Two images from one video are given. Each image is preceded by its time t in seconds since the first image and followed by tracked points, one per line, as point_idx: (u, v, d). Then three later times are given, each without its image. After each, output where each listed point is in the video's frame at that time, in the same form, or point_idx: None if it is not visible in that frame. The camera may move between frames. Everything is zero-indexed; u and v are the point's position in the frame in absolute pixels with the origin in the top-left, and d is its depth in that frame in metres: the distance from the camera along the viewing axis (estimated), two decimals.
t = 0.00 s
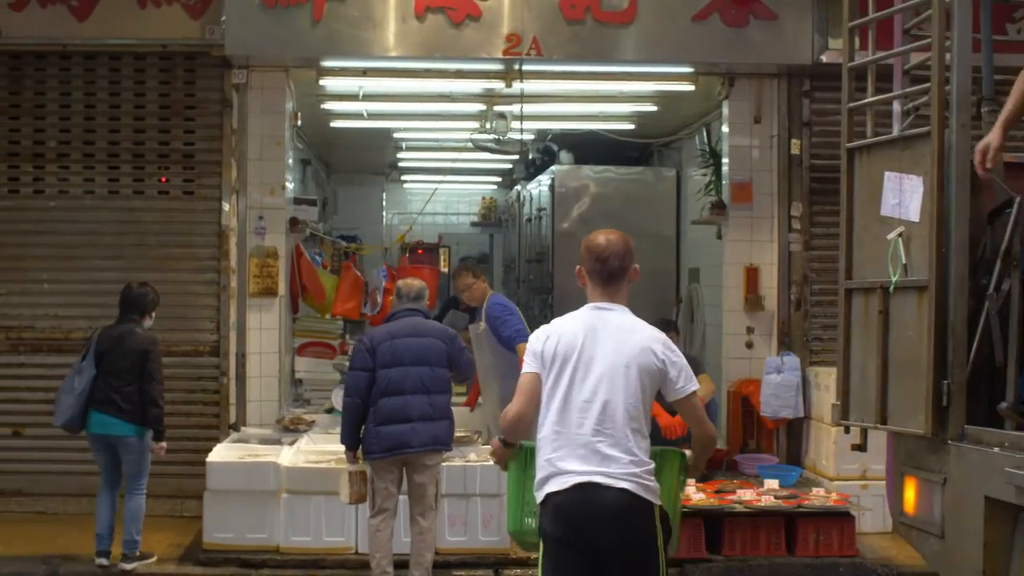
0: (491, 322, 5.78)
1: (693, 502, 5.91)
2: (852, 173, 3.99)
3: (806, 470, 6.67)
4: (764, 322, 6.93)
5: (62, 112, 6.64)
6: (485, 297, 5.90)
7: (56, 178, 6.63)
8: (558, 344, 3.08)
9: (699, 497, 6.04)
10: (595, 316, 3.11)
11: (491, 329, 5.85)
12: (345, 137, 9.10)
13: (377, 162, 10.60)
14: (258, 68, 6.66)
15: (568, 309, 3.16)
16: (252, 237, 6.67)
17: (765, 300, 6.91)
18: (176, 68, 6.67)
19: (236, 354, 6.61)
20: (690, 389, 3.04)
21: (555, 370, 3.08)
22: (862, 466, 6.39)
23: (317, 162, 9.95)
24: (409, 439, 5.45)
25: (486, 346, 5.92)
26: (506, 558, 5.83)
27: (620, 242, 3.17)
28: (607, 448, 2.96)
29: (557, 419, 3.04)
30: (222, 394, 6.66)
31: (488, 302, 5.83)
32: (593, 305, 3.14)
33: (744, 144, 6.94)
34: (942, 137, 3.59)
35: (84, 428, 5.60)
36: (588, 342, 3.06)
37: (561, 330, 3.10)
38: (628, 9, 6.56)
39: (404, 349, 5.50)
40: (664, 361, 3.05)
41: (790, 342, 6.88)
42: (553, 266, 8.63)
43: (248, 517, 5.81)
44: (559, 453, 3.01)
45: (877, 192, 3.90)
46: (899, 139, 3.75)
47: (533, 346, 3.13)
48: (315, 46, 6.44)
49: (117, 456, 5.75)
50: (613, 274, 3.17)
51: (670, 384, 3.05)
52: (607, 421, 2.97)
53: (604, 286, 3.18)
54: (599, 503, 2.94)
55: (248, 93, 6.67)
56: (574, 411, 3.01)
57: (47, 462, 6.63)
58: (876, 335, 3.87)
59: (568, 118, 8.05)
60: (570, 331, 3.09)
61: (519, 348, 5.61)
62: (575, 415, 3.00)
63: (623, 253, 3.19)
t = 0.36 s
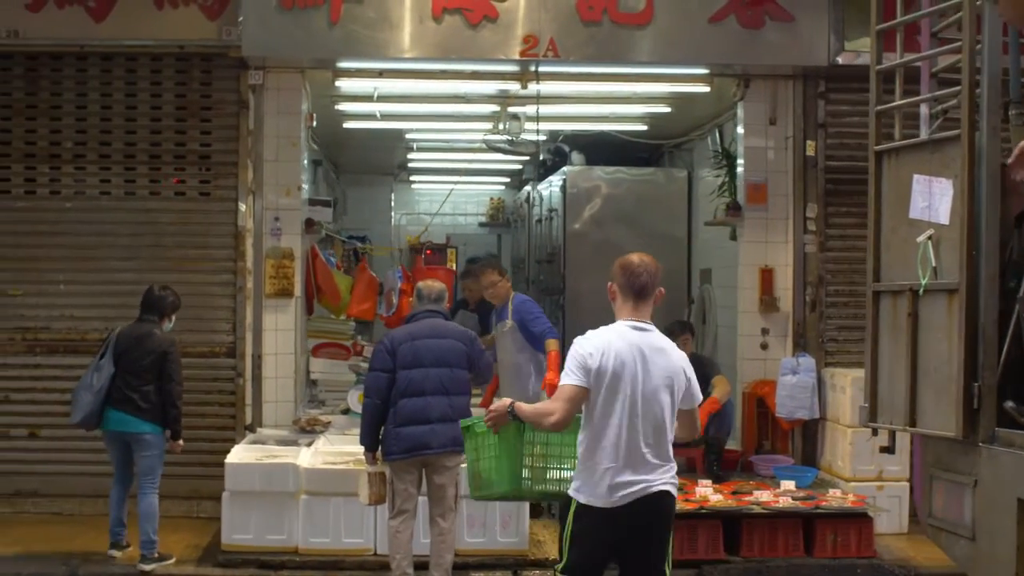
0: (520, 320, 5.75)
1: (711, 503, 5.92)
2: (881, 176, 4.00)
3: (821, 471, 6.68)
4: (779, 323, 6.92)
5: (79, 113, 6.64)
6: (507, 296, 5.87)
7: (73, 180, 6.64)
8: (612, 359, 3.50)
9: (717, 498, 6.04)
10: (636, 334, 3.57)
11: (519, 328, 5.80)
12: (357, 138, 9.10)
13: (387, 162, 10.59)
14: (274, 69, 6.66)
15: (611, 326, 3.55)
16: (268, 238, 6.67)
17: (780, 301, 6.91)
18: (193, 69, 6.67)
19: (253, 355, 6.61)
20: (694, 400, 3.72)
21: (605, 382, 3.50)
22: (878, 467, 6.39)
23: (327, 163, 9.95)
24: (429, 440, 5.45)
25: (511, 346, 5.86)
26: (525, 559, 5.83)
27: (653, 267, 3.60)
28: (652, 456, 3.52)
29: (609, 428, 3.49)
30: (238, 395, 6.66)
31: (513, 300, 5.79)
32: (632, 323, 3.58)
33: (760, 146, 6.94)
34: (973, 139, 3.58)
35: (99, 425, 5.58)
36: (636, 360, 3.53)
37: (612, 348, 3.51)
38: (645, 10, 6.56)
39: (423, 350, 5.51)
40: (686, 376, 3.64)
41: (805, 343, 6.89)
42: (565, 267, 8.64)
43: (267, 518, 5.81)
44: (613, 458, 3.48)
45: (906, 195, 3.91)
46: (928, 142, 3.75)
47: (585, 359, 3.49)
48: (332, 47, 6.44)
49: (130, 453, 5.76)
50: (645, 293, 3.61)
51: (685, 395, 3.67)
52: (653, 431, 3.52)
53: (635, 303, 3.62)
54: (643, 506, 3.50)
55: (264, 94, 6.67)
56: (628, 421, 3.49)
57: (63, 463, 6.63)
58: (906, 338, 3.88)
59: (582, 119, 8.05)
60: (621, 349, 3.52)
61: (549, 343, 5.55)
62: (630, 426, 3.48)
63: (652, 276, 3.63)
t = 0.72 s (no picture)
0: (541, 321, 5.80)
1: (728, 504, 5.93)
2: (907, 178, 4.02)
3: (836, 472, 6.70)
4: (792, 324, 6.94)
5: (94, 115, 6.64)
6: (530, 297, 5.90)
7: (88, 181, 6.64)
8: (617, 357, 3.98)
9: (733, 499, 6.06)
10: (634, 333, 4.06)
11: (539, 329, 5.84)
12: (368, 139, 9.10)
13: (396, 163, 10.60)
14: (289, 70, 6.67)
15: (613, 326, 4.02)
16: (283, 240, 6.68)
17: (794, 302, 6.93)
18: (208, 70, 6.67)
19: (269, 356, 6.62)
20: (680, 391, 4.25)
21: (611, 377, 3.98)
22: (892, 467, 6.40)
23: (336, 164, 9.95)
24: (448, 442, 5.46)
25: (530, 347, 5.91)
26: (543, 560, 5.85)
27: (642, 270, 4.10)
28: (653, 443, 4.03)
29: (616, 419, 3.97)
30: (254, 397, 6.67)
31: (535, 302, 5.82)
32: (629, 324, 4.08)
33: (773, 147, 6.96)
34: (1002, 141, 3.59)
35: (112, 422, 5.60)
36: (637, 358, 4.03)
37: (616, 347, 3.99)
38: (660, 12, 6.58)
39: (441, 350, 5.51)
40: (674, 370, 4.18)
41: (819, 344, 6.90)
42: (575, 268, 8.65)
43: (286, 520, 5.82)
44: (623, 445, 3.97)
45: (933, 197, 3.92)
46: (955, 144, 3.77)
47: (595, 356, 3.94)
48: (348, 48, 6.45)
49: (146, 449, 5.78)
50: (636, 294, 4.12)
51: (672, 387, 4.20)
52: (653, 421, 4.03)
53: (627, 303, 4.13)
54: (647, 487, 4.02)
55: (279, 96, 6.67)
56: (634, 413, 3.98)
57: (79, 465, 6.63)
58: (933, 340, 3.89)
59: (594, 120, 8.06)
60: (624, 348, 4.00)
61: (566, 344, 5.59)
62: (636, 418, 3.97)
63: (642, 278, 4.14)
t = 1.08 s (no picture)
0: (567, 321, 5.82)
1: (749, 504, 5.95)
2: (938, 179, 4.04)
3: (853, 471, 6.72)
4: (810, 324, 6.97)
5: (114, 115, 6.65)
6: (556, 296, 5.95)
7: (108, 180, 6.65)
8: (631, 356, 4.26)
9: (754, 499, 6.07)
10: (649, 336, 4.34)
11: (564, 329, 5.87)
12: (381, 139, 9.10)
13: (407, 163, 10.60)
14: (309, 70, 6.68)
15: (630, 328, 4.31)
16: (302, 240, 6.71)
17: (811, 302, 6.95)
18: (228, 70, 6.68)
19: (288, 356, 6.63)
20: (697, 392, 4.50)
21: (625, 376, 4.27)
22: (911, 467, 6.42)
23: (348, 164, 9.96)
24: (472, 441, 5.46)
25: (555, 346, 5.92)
26: (564, 559, 5.87)
27: (661, 279, 4.39)
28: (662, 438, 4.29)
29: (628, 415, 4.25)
30: (273, 396, 6.68)
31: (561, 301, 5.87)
32: (646, 327, 4.35)
33: (790, 148, 6.98)
34: None
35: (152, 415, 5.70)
36: (651, 358, 4.30)
37: (630, 347, 4.28)
38: (679, 13, 6.60)
39: (465, 350, 5.52)
40: (689, 370, 4.43)
41: (837, 344, 6.92)
42: (589, 268, 8.66)
43: (309, 519, 5.83)
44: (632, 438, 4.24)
45: (965, 198, 3.94)
46: (988, 145, 3.79)
47: (609, 356, 4.24)
48: (369, 48, 6.46)
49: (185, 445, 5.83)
50: (655, 302, 4.41)
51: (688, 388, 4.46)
52: (664, 417, 4.29)
53: (645, 309, 4.41)
54: (656, 479, 4.28)
55: (299, 96, 6.70)
56: (644, 410, 4.25)
57: (98, 464, 6.64)
58: (965, 340, 3.91)
59: (609, 120, 8.08)
60: (638, 349, 4.28)
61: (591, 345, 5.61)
62: (646, 415, 4.24)
63: (661, 289, 4.43)
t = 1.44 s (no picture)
0: (589, 321, 5.89)
1: (767, 503, 5.96)
2: (966, 179, 4.06)
3: (869, 471, 6.74)
4: (825, 324, 6.98)
5: (130, 115, 6.67)
6: (574, 298, 6.00)
7: (124, 181, 6.66)
8: (615, 359, 4.68)
9: (772, 498, 6.08)
10: (637, 338, 4.74)
11: (584, 329, 5.91)
12: (392, 139, 9.11)
13: (415, 164, 10.60)
14: (324, 70, 6.69)
15: (616, 334, 4.73)
16: (318, 240, 6.69)
17: (826, 302, 6.97)
18: (245, 71, 6.69)
19: (304, 356, 6.64)
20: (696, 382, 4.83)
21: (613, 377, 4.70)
22: (926, 467, 6.43)
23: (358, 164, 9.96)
24: (492, 441, 5.46)
25: (574, 348, 5.94)
26: (583, 558, 5.89)
27: (647, 285, 4.74)
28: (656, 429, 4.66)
29: (619, 412, 4.69)
30: (289, 396, 6.69)
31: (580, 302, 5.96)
32: (635, 331, 4.75)
33: (805, 148, 7.00)
34: None
35: (186, 407, 5.69)
36: (638, 359, 4.68)
37: (617, 351, 4.70)
38: (695, 14, 6.62)
39: (486, 349, 5.53)
40: (683, 365, 4.77)
41: (851, 344, 6.94)
42: (601, 268, 8.68)
43: (328, 519, 5.84)
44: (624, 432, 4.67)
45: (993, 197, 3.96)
46: (1017, 145, 3.80)
47: (594, 360, 4.70)
48: (386, 49, 6.47)
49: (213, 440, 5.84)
50: (645, 305, 4.77)
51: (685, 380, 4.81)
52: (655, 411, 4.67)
53: (636, 313, 4.79)
54: (658, 467, 4.68)
55: (315, 96, 6.70)
56: (633, 407, 4.66)
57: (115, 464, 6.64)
58: (993, 339, 3.93)
59: (622, 121, 8.10)
60: (624, 352, 4.69)
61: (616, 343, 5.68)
62: (638, 411, 4.64)
63: (648, 292, 4.76)
